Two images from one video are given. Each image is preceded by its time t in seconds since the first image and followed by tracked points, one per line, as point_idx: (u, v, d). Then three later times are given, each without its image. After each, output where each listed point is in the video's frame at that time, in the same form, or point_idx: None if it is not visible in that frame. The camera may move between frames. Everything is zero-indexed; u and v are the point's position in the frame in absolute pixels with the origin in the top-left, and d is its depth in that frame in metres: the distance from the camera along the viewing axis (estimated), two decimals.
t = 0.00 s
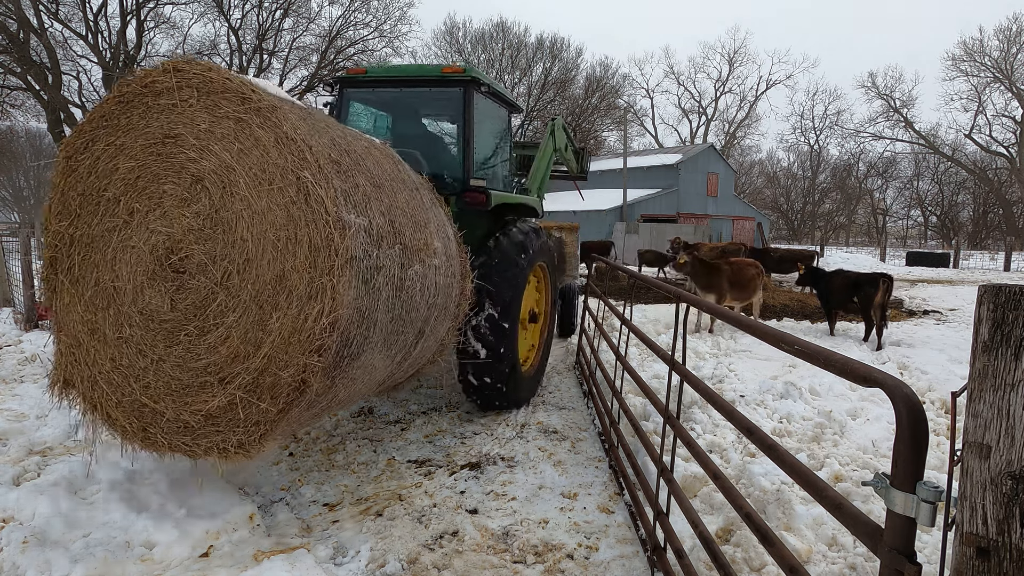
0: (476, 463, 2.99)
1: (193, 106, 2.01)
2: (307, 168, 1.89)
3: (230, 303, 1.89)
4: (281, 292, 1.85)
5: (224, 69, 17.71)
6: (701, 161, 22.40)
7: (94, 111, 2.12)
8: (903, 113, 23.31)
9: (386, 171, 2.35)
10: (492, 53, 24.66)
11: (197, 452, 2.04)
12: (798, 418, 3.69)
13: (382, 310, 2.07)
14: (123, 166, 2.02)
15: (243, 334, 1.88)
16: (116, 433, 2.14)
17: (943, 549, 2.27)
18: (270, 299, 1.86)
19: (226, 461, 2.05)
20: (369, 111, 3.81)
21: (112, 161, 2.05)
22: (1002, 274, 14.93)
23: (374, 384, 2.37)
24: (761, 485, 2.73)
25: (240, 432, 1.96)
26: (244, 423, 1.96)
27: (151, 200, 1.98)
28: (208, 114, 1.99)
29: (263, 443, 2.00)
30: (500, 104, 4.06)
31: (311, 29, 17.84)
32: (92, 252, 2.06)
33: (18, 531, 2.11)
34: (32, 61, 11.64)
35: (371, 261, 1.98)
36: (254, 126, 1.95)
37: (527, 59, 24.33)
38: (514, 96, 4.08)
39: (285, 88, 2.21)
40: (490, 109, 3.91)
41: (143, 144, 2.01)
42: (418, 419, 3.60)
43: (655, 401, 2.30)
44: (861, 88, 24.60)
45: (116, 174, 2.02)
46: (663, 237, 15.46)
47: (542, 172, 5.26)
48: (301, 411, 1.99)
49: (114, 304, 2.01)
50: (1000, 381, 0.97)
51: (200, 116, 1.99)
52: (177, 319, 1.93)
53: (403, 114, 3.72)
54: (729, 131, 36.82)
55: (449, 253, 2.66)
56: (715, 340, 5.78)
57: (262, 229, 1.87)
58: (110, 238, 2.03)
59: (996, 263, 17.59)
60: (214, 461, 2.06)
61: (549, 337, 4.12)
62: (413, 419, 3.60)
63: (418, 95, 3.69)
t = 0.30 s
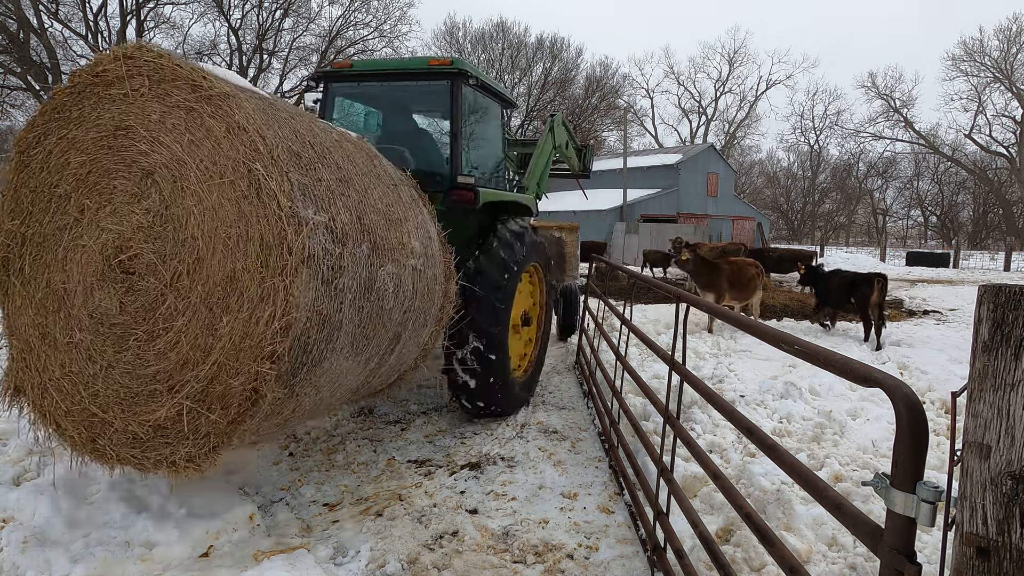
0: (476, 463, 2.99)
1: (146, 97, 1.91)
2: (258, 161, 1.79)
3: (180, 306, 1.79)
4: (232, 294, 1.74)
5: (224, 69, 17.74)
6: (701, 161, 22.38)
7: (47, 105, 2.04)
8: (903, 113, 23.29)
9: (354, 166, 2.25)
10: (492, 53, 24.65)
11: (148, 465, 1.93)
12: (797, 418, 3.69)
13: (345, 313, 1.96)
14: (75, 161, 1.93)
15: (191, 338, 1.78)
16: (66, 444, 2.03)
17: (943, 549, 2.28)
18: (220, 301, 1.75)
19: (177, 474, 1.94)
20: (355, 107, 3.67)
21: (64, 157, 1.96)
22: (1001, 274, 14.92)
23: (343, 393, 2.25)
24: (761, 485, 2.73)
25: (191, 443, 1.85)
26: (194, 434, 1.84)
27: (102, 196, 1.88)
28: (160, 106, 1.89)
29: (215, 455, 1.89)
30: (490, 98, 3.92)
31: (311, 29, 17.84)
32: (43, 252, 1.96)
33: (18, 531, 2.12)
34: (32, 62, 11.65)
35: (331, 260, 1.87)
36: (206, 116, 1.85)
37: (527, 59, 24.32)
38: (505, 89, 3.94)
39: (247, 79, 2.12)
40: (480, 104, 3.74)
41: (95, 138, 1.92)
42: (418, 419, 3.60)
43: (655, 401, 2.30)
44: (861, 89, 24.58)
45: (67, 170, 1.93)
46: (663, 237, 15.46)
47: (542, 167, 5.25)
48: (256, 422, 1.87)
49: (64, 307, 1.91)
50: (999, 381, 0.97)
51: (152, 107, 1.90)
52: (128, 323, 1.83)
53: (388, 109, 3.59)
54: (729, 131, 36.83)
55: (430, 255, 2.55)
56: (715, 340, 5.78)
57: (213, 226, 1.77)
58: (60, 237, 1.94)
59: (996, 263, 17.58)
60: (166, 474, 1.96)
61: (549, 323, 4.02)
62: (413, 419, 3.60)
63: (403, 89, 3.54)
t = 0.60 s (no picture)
0: (476, 463, 2.99)
1: (99, 98, 1.84)
2: (209, 163, 1.72)
3: (133, 318, 1.70)
4: (184, 304, 1.67)
5: (224, 69, 17.78)
6: (701, 161, 22.38)
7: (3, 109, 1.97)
8: (903, 114, 23.27)
9: (322, 166, 2.18)
10: (492, 53, 24.65)
11: (104, 484, 1.83)
12: (798, 418, 3.69)
13: (307, 320, 1.90)
14: (30, 166, 1.85)
15: (144, 351, 1.69)
16: (21, 461, 1.94)
17: (943, 549, 2.28)
18: (173, 311, 1.67)
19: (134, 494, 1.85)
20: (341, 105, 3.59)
21: (16, 162, 1.91)
22: (1002, 274, 14.92)
23: (314, 404, 2.18)
24: (761, 485, 2.73)
25: (146, 462, 1.76)
26: (149, 453, 1.76)
27: (56, 203, 1.81)
28: (112, 107, 1.82)
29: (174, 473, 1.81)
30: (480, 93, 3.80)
31: (311, 29, 17.84)
32: None
33: (18, 532, 2.16)
34: (33, 62, 11.67)
35: (290, 266, 1.81)
36: (155, 114, 1.77)
37: (526, 59, 24.31)
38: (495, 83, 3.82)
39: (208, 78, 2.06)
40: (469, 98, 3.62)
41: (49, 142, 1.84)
42: (417, 419, 3.60)
43: (655, 401, 2.30)
44: (861, 89, 24.56)
45: (21, 175, 1.85)
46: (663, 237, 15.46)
47: (540, 158, 5.13)
48: (215, 437, 1.80)
49: (17, 318, 1.83)
50: (1000, 381, 0.97)
51: (102, 108, 1.83)
52: (80, 335, 1.75)
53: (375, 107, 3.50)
54: (729, 131, 36.84)
55: (408, 259, 2.48)
56: (715, 340, 5.78)
57: (166, 232, 1.69)
58: (14, 245, 1.86)
59: (996, 263, 17.57)
60: (122, 494, 1.86)
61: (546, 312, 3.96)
62: (413, 419, 3.60)
63: (388, 85, 3.43)
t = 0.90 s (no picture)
0: (476, 463, 2.99)
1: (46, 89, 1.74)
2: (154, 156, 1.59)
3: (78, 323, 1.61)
4: (128, 309, 1.56)
5: (224, 69, 17.77)
6: (701, 161, 22.39)
7: None
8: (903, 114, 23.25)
9: (288, 162, 2.06)
10: (492, 53, 24.65)
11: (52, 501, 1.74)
12: (798, 419, 3.69)
13: (265, 325, 1.79)
14: None
15: (89, 360, 1.59)
16: None
17: (943, 549, 2.28)
18: (117, 317, 1.56)
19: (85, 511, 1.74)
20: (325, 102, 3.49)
21: None
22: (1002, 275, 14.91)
23: (281, 412, 2.07)
24: (761, 485, 2.73)
25: (92, 478, 1.65)
26: (94, 468, 1.64)
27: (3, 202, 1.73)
28: (59, 99, 1.72)
29: (123, 489, 1.69)
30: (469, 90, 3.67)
31: (311, 29, 17.85)
32: None
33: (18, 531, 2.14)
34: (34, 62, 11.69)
35: (246, 268, 1.70)
36: (98, 104, 1.65)
37: (526, 59, 24.30)
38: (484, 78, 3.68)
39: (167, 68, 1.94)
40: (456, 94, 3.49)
41: None
42: (417, 419, 3.60)
43: (655, 401, 2.30)
44: (861, 89, 24.53)
45: None
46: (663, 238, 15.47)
47: (538, 156, 5.12)
48: (168, 449, 1.70)
49: None
50: (1000, 381, 0.97)
51: (49, 100, 1.72)
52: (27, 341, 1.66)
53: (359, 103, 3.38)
54: (729, 131, 36.84)
55: (385, 260, 2.35)
56: (715, 340, 5.78)
57: (111, 233, 1.58)
58: None
59: (996, 263, 17.56)
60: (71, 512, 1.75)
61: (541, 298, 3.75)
62: (413, 419, 3.60)
63: (372, 81, 3.30)
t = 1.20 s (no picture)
0: (476, 463, 2.99)
1: None
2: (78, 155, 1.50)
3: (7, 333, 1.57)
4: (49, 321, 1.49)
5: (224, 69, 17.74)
6: (701, 161, 22.40)
7: None
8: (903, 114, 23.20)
9: (242, 161, 1.97)
10: (492, 53, 24.62)
11: None
12: (798, 419, 3.69)
13: (205, 336, 1.70)
14: None
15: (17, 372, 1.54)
16: None
17: (943, 550, 2.28)
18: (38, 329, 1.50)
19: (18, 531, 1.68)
20: (304, 97, 3.38)
21: None
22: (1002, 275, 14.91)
23: (236, 427, 1.98)
24: (761, 485, 2.73)
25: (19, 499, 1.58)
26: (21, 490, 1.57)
27: None
28: None
29: (48, 516, 1.58)
30: (457, 85, 3.55)
31: (311, 29, 17.87)
32: None
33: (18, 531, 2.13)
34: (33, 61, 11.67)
35: (180, 276, 1.60)
36: (19, 98, 1.46)
37: (526, 58, 24.29)
38: (475, 72, 3.56)
39: (112, 62, 1.86)
40: (440, 87, 3.38)
41: None
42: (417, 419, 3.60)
43: (655, 401, 2.30)
44: (861, 88, 24.47)
45: None
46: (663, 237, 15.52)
47: (536, 152, 5.09)
48: (100, 471, 1.62)
49: None
50: (1000, 381, 0.97)
51: None
52: None
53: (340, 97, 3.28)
54: (729, 132, 36.86)
55: (354, 263, 2.24)
56: (715, 340, 5.78)
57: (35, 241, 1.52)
58: None
59: (996, 263, 17.56)
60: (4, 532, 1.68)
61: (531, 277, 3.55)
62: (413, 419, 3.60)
63: (353, 74, 3.18)
